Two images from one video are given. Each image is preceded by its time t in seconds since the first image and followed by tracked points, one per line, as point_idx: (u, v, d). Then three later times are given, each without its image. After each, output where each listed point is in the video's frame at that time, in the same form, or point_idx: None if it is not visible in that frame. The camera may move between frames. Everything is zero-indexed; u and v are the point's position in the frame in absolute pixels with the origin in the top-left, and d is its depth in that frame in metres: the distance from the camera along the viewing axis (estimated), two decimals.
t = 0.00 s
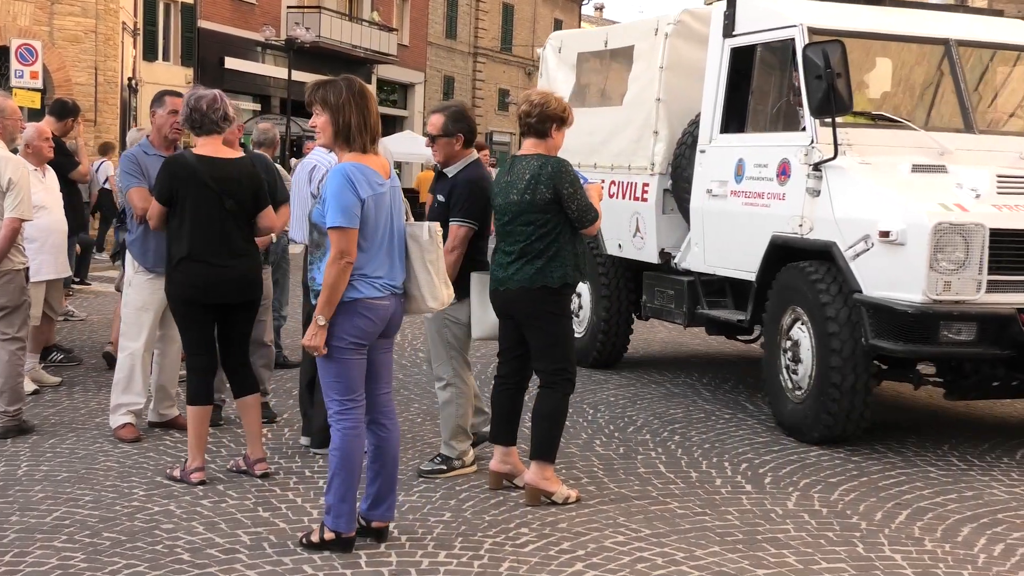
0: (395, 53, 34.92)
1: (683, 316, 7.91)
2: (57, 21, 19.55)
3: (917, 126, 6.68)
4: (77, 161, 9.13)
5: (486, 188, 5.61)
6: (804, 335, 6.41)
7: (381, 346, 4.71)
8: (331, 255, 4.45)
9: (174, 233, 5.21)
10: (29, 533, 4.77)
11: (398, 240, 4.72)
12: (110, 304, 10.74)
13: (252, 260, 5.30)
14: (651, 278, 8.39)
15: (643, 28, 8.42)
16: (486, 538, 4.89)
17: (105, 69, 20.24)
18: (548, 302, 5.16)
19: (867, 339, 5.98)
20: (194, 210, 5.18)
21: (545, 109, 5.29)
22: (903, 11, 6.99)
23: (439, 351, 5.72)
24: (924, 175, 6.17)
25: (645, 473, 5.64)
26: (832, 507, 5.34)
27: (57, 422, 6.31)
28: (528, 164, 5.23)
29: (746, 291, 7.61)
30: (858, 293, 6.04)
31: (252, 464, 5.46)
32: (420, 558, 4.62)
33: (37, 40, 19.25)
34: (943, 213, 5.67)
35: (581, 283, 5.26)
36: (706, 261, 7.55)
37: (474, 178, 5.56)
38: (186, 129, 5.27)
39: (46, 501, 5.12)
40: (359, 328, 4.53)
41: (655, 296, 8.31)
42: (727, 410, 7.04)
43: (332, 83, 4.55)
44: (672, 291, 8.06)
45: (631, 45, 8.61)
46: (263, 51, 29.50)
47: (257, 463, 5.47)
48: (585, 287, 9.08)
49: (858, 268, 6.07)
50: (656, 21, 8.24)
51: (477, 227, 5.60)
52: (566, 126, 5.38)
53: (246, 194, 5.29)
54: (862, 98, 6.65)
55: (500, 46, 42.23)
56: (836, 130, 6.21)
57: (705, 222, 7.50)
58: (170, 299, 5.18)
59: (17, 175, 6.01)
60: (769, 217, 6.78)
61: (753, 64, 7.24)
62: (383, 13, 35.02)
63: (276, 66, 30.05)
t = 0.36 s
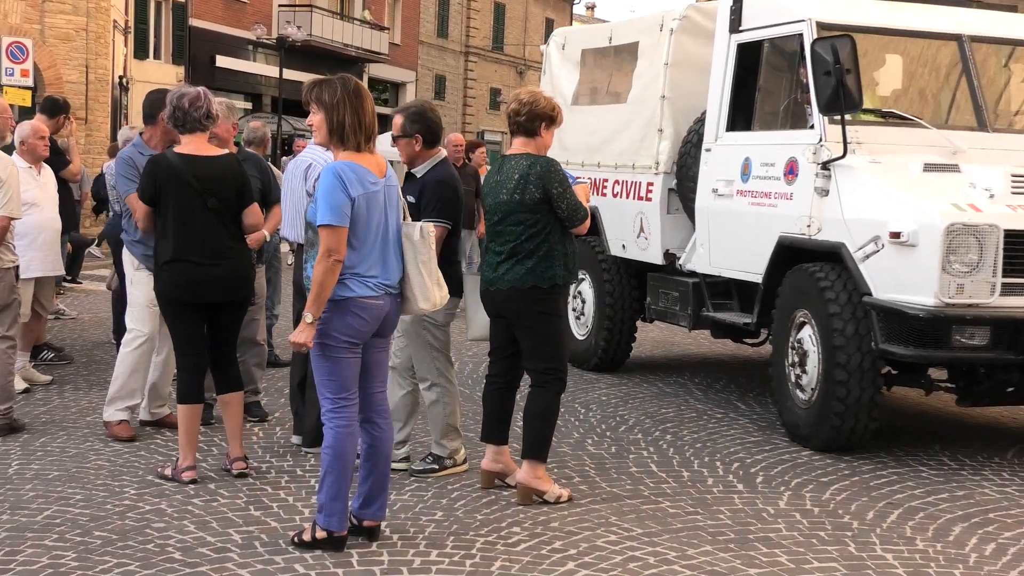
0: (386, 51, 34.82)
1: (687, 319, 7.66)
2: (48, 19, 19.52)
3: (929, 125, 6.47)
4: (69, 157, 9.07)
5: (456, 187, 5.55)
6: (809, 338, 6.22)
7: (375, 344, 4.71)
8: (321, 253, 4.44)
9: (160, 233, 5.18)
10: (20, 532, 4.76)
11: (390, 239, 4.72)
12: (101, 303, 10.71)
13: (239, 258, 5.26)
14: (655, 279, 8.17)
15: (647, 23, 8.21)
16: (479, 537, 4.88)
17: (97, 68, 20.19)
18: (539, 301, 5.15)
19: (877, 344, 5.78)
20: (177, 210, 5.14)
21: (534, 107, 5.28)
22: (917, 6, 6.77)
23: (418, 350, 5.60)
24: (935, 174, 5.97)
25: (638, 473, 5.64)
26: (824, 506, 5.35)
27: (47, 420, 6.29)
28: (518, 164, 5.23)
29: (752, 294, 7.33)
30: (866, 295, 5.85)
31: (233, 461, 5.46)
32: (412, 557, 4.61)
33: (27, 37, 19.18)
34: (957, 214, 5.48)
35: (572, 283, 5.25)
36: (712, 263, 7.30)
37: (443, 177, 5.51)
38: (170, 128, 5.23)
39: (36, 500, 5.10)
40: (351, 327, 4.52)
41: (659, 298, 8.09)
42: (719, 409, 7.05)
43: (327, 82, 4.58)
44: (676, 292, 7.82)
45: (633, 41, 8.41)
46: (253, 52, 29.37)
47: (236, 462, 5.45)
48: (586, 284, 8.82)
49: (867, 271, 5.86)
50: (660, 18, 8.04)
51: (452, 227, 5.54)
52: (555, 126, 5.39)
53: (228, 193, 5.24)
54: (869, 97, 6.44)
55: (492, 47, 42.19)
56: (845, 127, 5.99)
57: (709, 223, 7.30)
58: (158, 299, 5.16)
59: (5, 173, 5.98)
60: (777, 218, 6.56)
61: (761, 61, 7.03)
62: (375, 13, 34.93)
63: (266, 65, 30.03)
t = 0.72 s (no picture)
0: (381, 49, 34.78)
1: (689, 322, 7.56)
2: (38, 16, 19.43)
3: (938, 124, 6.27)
4: (59, 154, 9.04)
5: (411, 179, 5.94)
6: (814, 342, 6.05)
7: (369, 343, 4.70)
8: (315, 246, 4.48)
9: (156, 231, 5.19)
10: (9, 530, 4.74)
11: (386, 239, 4.72)
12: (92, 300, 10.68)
13: (235, 257, 5.26)
14: (656, 283, 8.08)
15: (650, 22, 8.12)
16: (469, 537, 4.88)
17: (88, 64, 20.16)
18: (529, 302, 5.16)
19: (882, 349, 5.61)
20: (174, 208, 5.14)
21: (524, 106, 5.27)
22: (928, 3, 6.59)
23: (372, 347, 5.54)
24: (945, 175, 5.77)
25: (630, 474, 5.63)
26: (815, 507, 5.35)
27: (37, 419, 6.27)
28: (507, 164, 5.22)
29: (755, 297, 7.26)
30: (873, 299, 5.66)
31: (225, 461, 5.44)
32: (403, 556, 4.61)
33: (18, 34, 19.12)
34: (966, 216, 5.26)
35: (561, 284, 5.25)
36: (715, 265, 7.20)
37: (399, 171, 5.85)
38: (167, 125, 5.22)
39: (26, 498, 5.08)
40: (344, 326, 4.51)
41: (662, 301, 7.99)
42: (710, 408, 7.05)
43: (323, 80, 4.57)
44: (679, 295, 7.72)
45: (637, 39, 8.32)
46: (246, 48, 29.25)
47: (227, 461, 5.43)
48: (588, 287, 8.77)
49: (874, 275, 5.67)
50: (663, 16, 7.94)
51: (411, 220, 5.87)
52: (545, 125, 5.37)
53: (225, 192, 5.24)
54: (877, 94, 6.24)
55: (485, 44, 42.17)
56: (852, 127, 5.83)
57: (712, 225, 7.19)
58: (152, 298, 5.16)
59: None
60: (779, 219, 6.43)
61: (765, 58, 6.90)
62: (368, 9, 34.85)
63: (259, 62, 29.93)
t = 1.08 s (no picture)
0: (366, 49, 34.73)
1: (685, 327, 7.57)
2: (23, 15, 19.27)
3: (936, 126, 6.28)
4: (42, 155, 9.02)
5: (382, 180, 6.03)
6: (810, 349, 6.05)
7: (353, 345, 4.69)
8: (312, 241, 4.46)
9: (143, 230, 5.16)
10: None
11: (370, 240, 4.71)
12: (75, 301, 10.64)
13: (221, 257, 5.24)
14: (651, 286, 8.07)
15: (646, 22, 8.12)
16: (456, 539, 4.87)
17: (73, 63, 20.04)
18: (514, 304, 5.15)
19: (879, 354, 5.60)
20: (162, 208, 5.12)
21: (505, 109, 5.28)
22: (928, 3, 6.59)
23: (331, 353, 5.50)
24: (943, 177, 5.80)
25: (617, 476, 5.64)
26: (799, 509, 5.37)
27: (19, 421, 6.24)
28: (489, 166, 5.22)
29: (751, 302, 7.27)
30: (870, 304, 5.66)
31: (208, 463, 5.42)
32: (390, 559, 4.59)
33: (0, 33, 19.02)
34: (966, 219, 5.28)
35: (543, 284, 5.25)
36: (711, 268, 7.22)
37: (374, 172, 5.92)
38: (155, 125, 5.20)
39: (8, 501, 5.06)
40: (330, 328, 4.49)
41: (657, 305, 7.97)
42: (692, 409, 7.07)
43: (309, 82, 4.55)
44: (674, 300, 7.72)
45: (632, 39, 8.32)
46: (234, 49, 29.25)
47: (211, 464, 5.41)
48: (582, 291, 8.80)
49: (869, 279, 5.68)
50: (659, 16, 7.94)
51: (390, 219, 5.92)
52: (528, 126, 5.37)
53: (211, 192, 5.22)
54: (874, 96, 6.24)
55: (469, 44, 42.15)
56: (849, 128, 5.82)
57: (708, 227, 7.20)
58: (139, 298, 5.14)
59: None
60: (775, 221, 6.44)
61: (762, 58, 6.91)
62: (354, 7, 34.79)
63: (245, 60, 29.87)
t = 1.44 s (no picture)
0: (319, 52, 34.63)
1: (648, 332, 7.57)
2: None
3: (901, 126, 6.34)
4: None
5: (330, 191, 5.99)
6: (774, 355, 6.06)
7: (308, 348, 4.65)
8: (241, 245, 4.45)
9: (94, 233, 5.11)
10: None
11: (325, 242, 4.68)
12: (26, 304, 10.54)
13: (173, 259, 5.19)
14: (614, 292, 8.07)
15: (609, 22, 8.11)
16: (411, 544, 4.84)
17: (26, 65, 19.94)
18: (467, 306, 5.14)
19: (843, 359, 5.59)
20: (114, 211, 5.07)
21: (458, 111, 5.24)
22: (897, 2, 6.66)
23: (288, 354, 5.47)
24: (907, 178, 5.82)
25: (574, 479, 5.63)
26: (754, 510, 5.37)
27: None
28: (441, 169, 5.18)
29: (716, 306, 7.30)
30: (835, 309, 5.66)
31: (161, 468, 5.37)
32: (344, 564, 4.56)
33: None
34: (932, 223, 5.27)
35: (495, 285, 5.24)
36: (674, 272, 7.22)
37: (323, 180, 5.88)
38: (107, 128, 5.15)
39: None
40: (283, 331, 4.45)
41: (620, 310, 7.97)
42: (646, 411, 7.07)
43: (264, 84, 4.50)
44: (638, 304, 7.71)
45: (595, 39, 8.32)
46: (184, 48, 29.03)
47: (163, 470, 5.36)
48: (545, 295, 8.80)
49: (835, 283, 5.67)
50: (622, 17, 7.94)
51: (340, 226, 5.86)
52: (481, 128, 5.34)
53: (163, 194, 5.17)
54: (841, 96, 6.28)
55: (423, 49, 42.11)
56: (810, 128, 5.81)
57: (671, 228, 7.20)
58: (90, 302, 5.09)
59: None
60: (738, 223, 6.44)
61: (725, 58, 6.92)
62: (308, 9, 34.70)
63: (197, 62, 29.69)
